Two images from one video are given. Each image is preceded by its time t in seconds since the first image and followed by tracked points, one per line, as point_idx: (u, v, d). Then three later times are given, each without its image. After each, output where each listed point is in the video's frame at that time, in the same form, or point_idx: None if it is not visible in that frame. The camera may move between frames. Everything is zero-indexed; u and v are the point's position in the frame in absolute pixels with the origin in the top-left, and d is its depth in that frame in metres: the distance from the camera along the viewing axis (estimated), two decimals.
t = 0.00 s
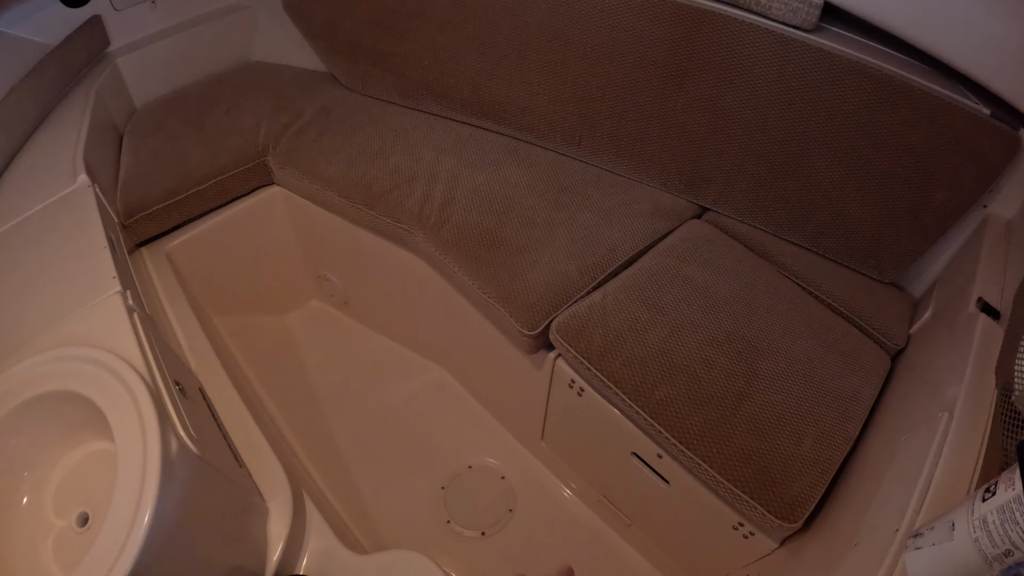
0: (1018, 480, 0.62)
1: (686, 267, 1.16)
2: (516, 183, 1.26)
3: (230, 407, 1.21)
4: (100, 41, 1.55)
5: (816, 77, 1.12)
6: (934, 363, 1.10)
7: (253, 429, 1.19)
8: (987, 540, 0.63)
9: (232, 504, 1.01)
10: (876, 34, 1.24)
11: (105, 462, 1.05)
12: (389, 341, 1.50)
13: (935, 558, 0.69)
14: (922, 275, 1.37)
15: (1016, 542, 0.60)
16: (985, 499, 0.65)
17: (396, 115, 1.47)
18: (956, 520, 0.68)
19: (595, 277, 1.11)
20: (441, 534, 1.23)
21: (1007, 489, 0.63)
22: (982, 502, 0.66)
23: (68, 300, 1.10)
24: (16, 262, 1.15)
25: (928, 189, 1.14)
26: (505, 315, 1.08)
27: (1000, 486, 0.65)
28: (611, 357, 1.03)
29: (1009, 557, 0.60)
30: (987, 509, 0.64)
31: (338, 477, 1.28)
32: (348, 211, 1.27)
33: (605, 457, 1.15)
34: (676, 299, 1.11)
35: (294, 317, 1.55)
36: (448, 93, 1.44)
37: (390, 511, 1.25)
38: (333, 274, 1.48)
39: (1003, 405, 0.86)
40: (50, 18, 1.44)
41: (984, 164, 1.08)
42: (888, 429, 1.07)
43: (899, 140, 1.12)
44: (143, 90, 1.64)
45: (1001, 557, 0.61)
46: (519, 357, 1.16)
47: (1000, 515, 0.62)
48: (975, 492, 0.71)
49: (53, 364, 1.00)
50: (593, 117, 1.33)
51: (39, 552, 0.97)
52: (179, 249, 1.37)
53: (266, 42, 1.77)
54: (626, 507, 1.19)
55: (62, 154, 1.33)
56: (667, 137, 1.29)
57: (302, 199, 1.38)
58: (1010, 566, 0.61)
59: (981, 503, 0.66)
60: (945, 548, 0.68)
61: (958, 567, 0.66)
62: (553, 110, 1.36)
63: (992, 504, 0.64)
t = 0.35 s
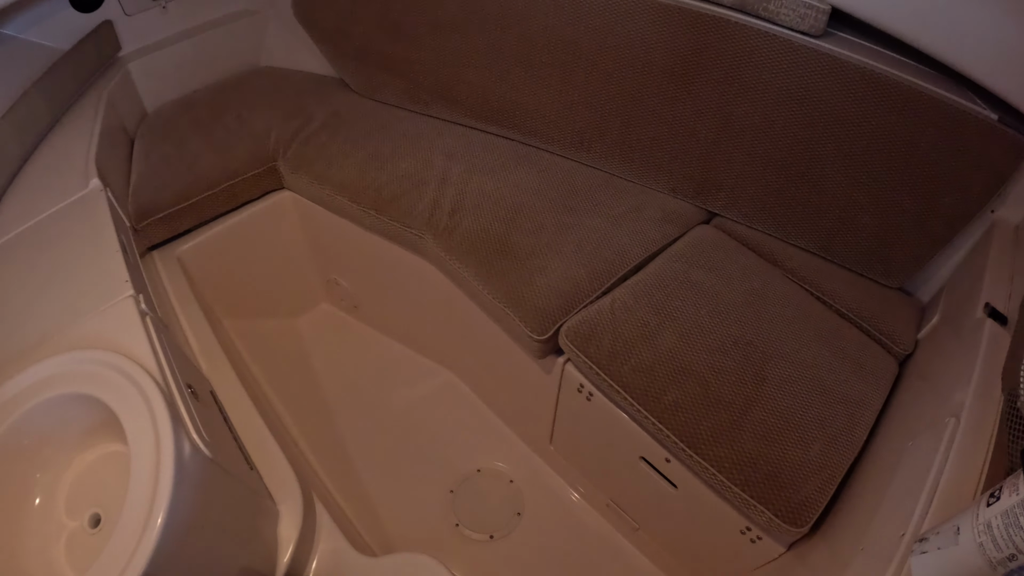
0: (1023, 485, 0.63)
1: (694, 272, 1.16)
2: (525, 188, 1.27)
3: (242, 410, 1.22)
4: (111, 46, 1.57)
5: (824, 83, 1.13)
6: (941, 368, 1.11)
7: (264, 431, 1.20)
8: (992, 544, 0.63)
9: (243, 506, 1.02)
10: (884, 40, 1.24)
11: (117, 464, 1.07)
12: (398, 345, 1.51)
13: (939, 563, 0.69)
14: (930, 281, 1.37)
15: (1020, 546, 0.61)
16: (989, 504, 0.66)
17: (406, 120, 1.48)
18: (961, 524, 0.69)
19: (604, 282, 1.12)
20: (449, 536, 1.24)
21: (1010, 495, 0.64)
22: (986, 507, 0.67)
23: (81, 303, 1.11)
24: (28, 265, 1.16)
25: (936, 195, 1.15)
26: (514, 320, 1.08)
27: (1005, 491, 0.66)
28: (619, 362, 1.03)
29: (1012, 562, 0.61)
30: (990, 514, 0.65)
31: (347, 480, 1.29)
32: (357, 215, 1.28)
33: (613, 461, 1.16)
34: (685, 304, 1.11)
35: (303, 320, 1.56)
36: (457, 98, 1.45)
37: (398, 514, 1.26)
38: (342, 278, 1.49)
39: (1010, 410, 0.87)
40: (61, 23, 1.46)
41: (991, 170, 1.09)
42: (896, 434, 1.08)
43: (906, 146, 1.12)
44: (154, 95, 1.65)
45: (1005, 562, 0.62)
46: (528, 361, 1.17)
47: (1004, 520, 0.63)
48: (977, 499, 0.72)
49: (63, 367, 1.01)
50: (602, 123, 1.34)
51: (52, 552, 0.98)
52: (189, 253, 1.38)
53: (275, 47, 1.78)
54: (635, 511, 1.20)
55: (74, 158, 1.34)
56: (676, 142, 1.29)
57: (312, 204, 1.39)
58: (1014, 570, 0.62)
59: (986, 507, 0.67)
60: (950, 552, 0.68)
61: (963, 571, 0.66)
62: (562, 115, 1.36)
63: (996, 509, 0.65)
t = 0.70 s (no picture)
0: None
1: (705, 278, 1.17)
2: (536, 194, 1.28)
3: (255, 415, 1.23)
4: (120, 51, 1.57)
5: (832, 91, 1.14)
6: (949, 371, 1.12)
7: (278, 435, 1.20)
8: (1005, 540, 0.64)
9: (260, 510, 1.03)
10: (891, 48, 1.26)
11: (133, 469, 1.07)
12: (407, 349, 1.52)
13: (954, 560, 0.70)
14: (936, 285, 1.38)
15: None
16: (1003, 502, 0.67)
17: (416, 126, 1.49)
18: (975, 522, 0.70)
19: (617, 288, 1.12)
20: (461, 539, 1.25)
21: None
22: (1000, 505, 0.68)
23: (97, 308, 1.11)
24: (42, 270, 1.17)
25: (943, 199, 1.16)
26: (528, 325, 1.09)
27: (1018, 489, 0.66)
28: (633, 367, 1.04)
29: None
30: (1004, 511, 0.66)
31: (359, 484, 1.30)
32: (369, 220, 1.29)
33: (625, 464, 1.17)
34: (697, 309, 1.12)
35: (313, 325, 1.57)
36: (467, 104, 1.46)
37: (410, 518, 1.27)
38: (353, 283, 1.50)
39: (1020, 413, 0.88)
40: (70, 27, 1.46)
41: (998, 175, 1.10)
42: (905, 438, 1.09)
43: (914, 152, 1.14)
44: (162, 100, 1.66)
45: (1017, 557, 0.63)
46: (540, 366, 1.18)
47: (1018, 517, 0.64)
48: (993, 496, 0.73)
49: (80, 372, 1.02)
50: (612, 129, 1.35)
51: (68, 558, 0.99)
52: (200, 257, 1.39)
53: (283, 52, 1.79)
54: (646, 514, 1.21)
55: (85, 163, 1.34)
56: (685, 148, 1.30)
57: (323, 208, 1.40)
58: None
59: (999, 505, 0.67)
60: (965, 549, 0.69)
61: (976, 568, 0.67)
62: (572, 121, 1.37)
63: (1010, 506, 0.66)
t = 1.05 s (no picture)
0: None
1: (712, 270, 1.18)
2: (540, 190, 1.28)
3: (264, 419, 1.22)
4: (115, 56, 1.56)
5: (834, 82, 1.14)
6: (957, 357, 1.13)
7: (289, 439, 1.20)
8: None
9: (276, 514, 1.02)
10: (890, 38, 1.26)
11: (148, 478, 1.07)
12: (412, 349, 1.51)
13: (975, 536, 0.72)
14: (939, 272, 1.39)
15: None
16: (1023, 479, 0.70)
17: (417, 125, 1.48)
18: (997, 499, 0.72)
19: (626, 282, 1.13)
20: (475, 539, 1.25)
21: None
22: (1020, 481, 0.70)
23: (104, 316, 1.11)
24: (46, 279, 1.15)
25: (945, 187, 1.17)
26: (539, 322, 1.09)
27: None
28: (645, 360, 1.04)
29: None
30: None
31: (370, 485, 1.29)
32: (374, 221, 1.28)
33: (636, 457, 1.17)
34: (705, 301, 1.13)
35: (316, 327, 1.56)
36: (467, 102, 1.46)
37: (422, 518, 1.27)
38: (357, 284, 1.49)
39: None
40: (64, 33, 1.45)
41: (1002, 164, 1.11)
42: (915, 424, 1.10)
43: (917, 141, 1.14)
44: (158, 105, 1.64)
45: None
46: (549, 362, 1.18)
47: None
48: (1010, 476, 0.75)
49: (89, 382, 1.01)
50: (614, 124, 1.35)
51: (83, 569, 0.98)
52: (203, 262, 1.38)
53: (278, 54, 1.78)
54: (658, 508, 1.21)
55: (85, 170, 1.33)
56: (688, 142, 1.31)
57: (325, 210, 1.40)
58: None
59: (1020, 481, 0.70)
60: (986, 525, 0.71)
61: (1002, 543, 0.69)
62: (573, 117, 1.37)
63: None
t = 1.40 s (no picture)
0: None
1: (699, 257, 1.17)
2: (521, 184, 1.26)
3: (252, 430, 1.20)
4: (84, 67, 1.53)
5: (814, 63, 1.14)
6: (949, 334, 1.12)
7: (278, 448, 1.18)
8: None
9: (269, 527, 1.00)
10: (868, 17, 1.26)
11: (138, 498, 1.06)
12: (400, 351, 1.49)
13: (980, 517, 0.72)
14: (925, 250, 1.39)
15: None
16: None
17: (392, 123, 1.45)
18: (1000, 479, 0.71)
19: (611, 273, 1.11)
20: (473, 540, 1.23)
21: None
22: None
23: (83, 335, 1.08)
24: (22, 300, 1.13)
25: (929, 164, 1.16)
26: (526, 318, 1.08)
27: None
28: (636, 352, 1.03)
29: None
30: None
31: (364, 491, 1.28)
32: (355, 223, 1.26)
33: (630, 448, 1.16)
34: (693, 288, 1.11)
35: (302, 332, 1.54)
36: (444, 98, 1.43)
37: (418, 521, 1.25)
38: (340, 287, 1.47)
39: None
40: (34, 46, 1.41)
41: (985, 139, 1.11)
42: (909, 403, 1.09)
43: (899, 119, 1.14)
44: (131, 114, 1.61)
45: None
46: (538, 357, 1.16)
47: None
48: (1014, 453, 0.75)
49: (69, 404, 0.99)
50: (593, 114, 1.33)
51: None
52: (183, 273, 1.36)
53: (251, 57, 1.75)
54: (655, 498, 1.20)
55: (57, 185, 1.30)
56: (669, 128, 1.29)
57: (305, 214, 1.37)
58: None
59: None
60: (991, 506, 0.71)
61: (1008, 524, 0.68)
62: (552, 109, 1.35)
63: None
